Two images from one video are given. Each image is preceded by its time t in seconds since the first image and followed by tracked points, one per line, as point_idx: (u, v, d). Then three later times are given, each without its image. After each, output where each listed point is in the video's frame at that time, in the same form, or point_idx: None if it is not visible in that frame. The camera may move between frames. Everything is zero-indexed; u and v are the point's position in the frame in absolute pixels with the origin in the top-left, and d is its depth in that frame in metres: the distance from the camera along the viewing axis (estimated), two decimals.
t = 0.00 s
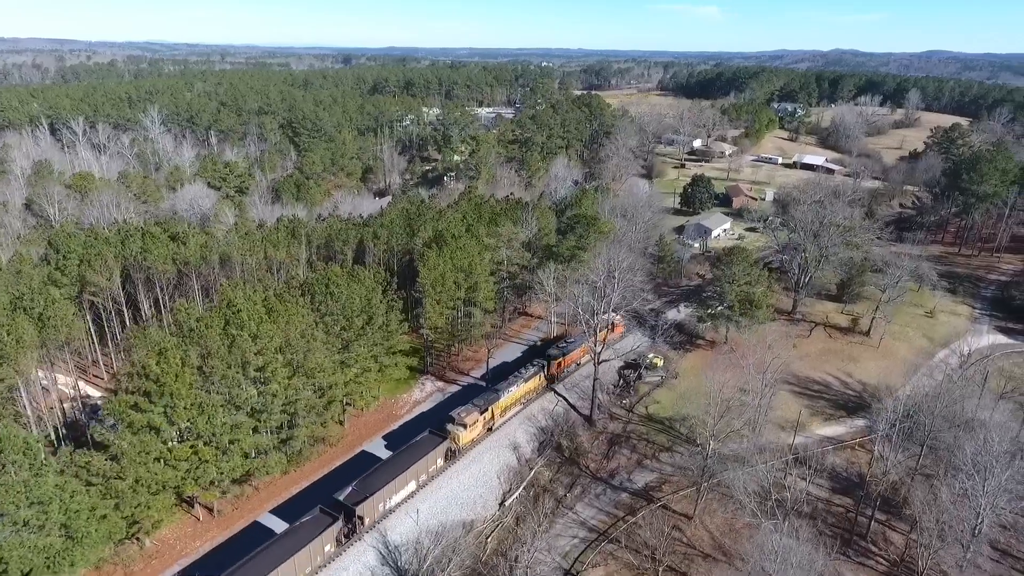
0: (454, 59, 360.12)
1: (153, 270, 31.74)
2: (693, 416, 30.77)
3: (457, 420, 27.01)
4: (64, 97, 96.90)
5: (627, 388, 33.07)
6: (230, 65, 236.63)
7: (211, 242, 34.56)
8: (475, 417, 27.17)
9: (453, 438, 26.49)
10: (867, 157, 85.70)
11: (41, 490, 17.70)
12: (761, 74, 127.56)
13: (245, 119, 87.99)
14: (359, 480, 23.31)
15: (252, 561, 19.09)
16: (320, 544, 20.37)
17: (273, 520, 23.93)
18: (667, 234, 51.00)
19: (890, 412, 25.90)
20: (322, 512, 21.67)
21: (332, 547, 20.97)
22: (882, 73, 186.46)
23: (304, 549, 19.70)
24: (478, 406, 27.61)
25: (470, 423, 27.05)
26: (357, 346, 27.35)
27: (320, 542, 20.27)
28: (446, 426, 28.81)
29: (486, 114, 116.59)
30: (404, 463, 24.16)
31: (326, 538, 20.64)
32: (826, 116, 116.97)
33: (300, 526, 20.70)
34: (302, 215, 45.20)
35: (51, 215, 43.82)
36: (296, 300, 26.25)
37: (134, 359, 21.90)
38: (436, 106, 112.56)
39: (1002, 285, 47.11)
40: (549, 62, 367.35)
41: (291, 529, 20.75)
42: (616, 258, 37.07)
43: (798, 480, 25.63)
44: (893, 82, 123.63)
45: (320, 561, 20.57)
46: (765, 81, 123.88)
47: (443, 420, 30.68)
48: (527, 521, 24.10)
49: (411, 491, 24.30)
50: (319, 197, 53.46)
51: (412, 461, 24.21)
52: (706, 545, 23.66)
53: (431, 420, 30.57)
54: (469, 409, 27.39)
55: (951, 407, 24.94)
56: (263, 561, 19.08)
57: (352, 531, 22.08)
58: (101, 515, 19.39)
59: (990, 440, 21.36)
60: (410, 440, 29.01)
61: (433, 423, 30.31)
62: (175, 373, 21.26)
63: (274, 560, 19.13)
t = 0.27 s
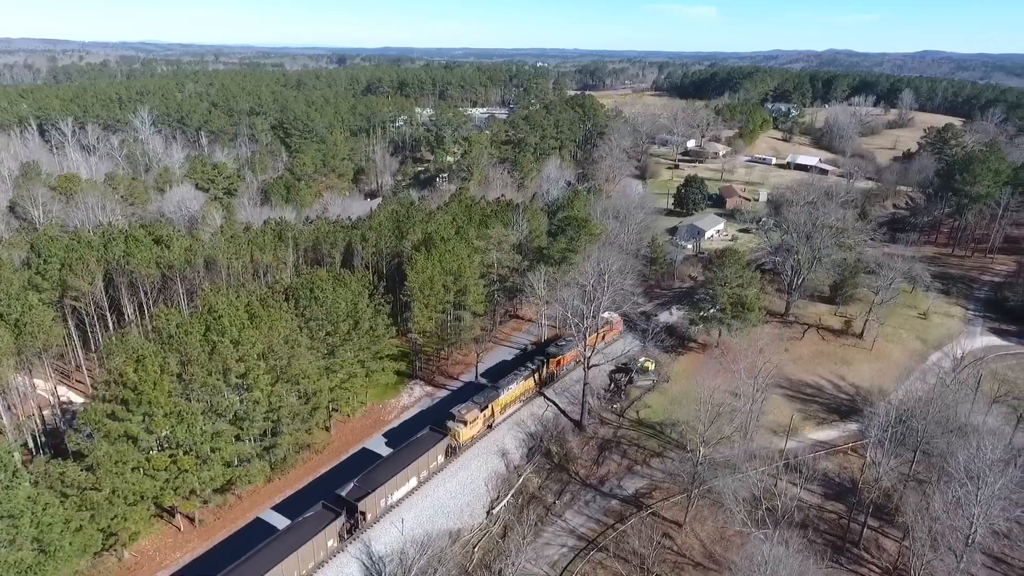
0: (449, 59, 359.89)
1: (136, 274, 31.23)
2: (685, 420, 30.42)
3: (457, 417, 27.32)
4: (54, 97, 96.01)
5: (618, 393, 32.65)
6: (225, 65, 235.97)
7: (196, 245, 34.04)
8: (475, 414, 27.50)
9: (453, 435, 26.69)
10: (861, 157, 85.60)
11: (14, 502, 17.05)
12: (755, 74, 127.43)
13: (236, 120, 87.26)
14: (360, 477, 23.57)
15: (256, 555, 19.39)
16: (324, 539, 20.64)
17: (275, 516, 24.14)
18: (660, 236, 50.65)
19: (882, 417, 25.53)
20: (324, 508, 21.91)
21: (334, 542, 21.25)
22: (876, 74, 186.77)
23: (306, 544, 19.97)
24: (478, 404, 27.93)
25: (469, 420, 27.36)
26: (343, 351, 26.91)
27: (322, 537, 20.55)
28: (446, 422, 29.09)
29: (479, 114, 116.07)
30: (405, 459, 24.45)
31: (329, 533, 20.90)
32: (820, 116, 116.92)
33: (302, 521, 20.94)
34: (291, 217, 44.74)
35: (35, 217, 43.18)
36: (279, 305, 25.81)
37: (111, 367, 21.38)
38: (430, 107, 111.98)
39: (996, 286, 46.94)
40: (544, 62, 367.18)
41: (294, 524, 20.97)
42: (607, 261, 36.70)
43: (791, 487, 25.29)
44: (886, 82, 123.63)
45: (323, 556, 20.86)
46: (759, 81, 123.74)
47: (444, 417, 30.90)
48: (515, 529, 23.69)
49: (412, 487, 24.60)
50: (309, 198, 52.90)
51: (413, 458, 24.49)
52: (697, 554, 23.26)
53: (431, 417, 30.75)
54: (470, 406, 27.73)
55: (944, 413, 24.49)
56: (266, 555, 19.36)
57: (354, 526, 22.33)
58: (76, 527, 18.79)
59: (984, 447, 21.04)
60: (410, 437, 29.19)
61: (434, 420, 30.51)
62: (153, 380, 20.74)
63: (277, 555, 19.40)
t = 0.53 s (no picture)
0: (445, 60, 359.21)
1: (119, 278, 30.71)
2: (676, 425, 30.06)
3: (459, 414, 27.54)
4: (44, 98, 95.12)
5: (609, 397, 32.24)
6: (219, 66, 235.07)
7: (182, 249, 33.52)
8: (475, 411, 27.78)
9: (454, 431, 26.92)
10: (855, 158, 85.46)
11: None
12: (750, 74, 127.27)
13: (228, 121, 86.54)
14: (363, 473, 23.92)
15: (260, 551, 19.79)
16: (327, 533, 21.06)
17: (278, 513, 24.38)
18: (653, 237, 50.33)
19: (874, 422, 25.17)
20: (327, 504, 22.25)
21: (338, 536, 21.62)
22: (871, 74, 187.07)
23: (308, 539, 20.34)
24: (478, 401, 28.22)
25: (470, 417, 27.62)
26: (328, 356, 26.48)
27: (325, 532, 20.93)
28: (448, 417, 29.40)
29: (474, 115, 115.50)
30: (406, 456, 24.78)
31: (331, 528, 21.26)
32: (815, 117, 116.80)
33: (306, 517, 21.31)
34: (280, 220, 44.20)
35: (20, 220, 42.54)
36: (263, 310, 25.38)
37: (87, 375, 20.88)
38: (424, 107, 111.37)
39: (989, 288, 46.76)
40: (539, 63, 367.09)
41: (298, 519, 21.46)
42: (598, 263, 36.32)
43: (783, 493, 24.92)
44: (881, 82, 123.59)
45: (327, 550, 21.25)
46: (754, 81, 123.52)
47: (445, 413, 31.16)
48: (504, 537, 23.30)
49: (414, 483, 24.95)
50: (299, 200, 52.35)
51: (414, 455, 24.80)
52: (687, 562, 22.86)
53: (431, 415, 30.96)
54: (470, 403, 27.99)
55: (938, 418, 24.06)
56: (269, 551, 19.76)
57: (357, 521, 22.68)
58: (50, 540, 18.24)
59: (978, 454, 20.75)
60: (411, 434, 29.40)
61: (436, 417, 30.78)
62: (131, 388, 20.27)
63: (281, 550, 19.78)
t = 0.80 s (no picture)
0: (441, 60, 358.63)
1: (102, 282, 30.19)
2: (668, 429, 29.75)
3: (460, 410, 27.74)
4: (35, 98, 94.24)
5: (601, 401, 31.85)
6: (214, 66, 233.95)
7: (168, 251, 33.02)
8: (477, 408, 27.96)
9: (457, 427, 27.16)
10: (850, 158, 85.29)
11: None
12: (745, 74, 127.07)
13: (220, 121, 85.83)
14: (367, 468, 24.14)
15: (265, 543, 20.01)
16: (332, 527, 21.29)
17: (282, 508, 24.64)
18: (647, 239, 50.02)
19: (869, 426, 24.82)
20: (331, 498, 22.46)
21: (342, 530, 21.84)
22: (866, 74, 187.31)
23: (313, 533, 20.54)
24: (480, 397, 28.43)
25: (471, 414, 27.78)
26: (315, 362, 26.04)
27: (329, 526, 21.14)
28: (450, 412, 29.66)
29: (469, 115, 114.95)
30: (409, 451, 24.98)
31: (336, 522, 21.46)
32: (810, 117, 116.66)
33: (310, 511, 21.50)
34: (269, 222, 43.68)
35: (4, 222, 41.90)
36: (248, 315, 24.93)
37: (65, 383, 20.40)
38: (418, 107, 110.77)
39: (984, 289, 46.59)
40: (535, 63, 367.02)
41: (302, 514, 21.60)
42: (591, 265, 35.96)
43: (776, 499, 24.57)
44: (876, 82, 123.55)
45: (331, 544, 21.47)
46: (749, 81, 123.29)
47: (444, 412, 31.15)
48: (493, 546, 22.92)
49: (416, 478, 25.15)
50: (290, 201, 51.81)
51: (417, 450, 24.98)
52: (679, 571, 22.47)
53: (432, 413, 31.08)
54: (472, 400, 28.18)
55: (932, 423, 23.66)
56: (275, 544, 19.98)
57: (361, 516, 22.91)
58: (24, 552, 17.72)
59: (972, 462, 20.43)
60: (412, 431, 29.63)
61: (438, 413, 31.05)
62: (109, 396, 19.76)
63: (286, 543, 19.98)
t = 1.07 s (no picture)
0: (435, 60, 358.44)
1: (83, 286, 29.63)
2: (659, 433, 29.44)
3: (460, 407, 28.00)
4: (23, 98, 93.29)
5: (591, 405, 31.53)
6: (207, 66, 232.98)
7: (152, 254, 32.48)
8: (477, 405, 28.29)
9: (458, 424, 27.47)
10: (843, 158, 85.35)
11: None
12: (739, 75, 127.08)
13: (210, 122, 85.10)
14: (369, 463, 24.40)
15: (270, 538, 20.29)
16: (336, 522, 21.60)
17: (284, 504, 24.92)
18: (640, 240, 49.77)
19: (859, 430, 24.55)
20: (334, 494, 22.73)
21: (345, 525, 22.11)
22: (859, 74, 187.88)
23: (316, 528, 20.80)
24: (481, 394, 28.76)
25: (471, 410, 28.11)
26: (300, 367, 25.63)
27: (333, 521, 21.42)
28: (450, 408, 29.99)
29: (461, 116, 114.47)
30: (411, 447, 25.23)
31: (339, 516, 21.77)
32: (803, 117, 116.72)
33: (314, 506, 21.76)
34: (257, 224, 43.16)
35: None
36: (231, 320, 24.51)
37: (40, 391, 19.90)
38: (411, 108, 110.24)
39: (976, 290, 46.50)
40: (530, 64, 367.31)
41: (305, 509, 21.89)
42: (581, 268, 35.62)
43: (768, 505, 24.24)
44: (868, 83, 123.76)
45: (334, 538, 21.74)
46: (743, 81, 123.28)
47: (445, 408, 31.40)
48: (480, 555, 22.51)
49: (418, 473, 25.40)
50: (279, 203, 51.24)
51: (419, 446, 25.24)
52: None
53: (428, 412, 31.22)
54: (472, 397, 28.51)
55: (924, 426, 23.31)
56: (279, 538, 20.26)
57: (363, 511, 23.07)
58: None
59: (964, 469, 20.10)
60: (413, 428, 29.94)
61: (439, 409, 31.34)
62: (86, 405, 19.26)
63: (290, 537, 20.24)
